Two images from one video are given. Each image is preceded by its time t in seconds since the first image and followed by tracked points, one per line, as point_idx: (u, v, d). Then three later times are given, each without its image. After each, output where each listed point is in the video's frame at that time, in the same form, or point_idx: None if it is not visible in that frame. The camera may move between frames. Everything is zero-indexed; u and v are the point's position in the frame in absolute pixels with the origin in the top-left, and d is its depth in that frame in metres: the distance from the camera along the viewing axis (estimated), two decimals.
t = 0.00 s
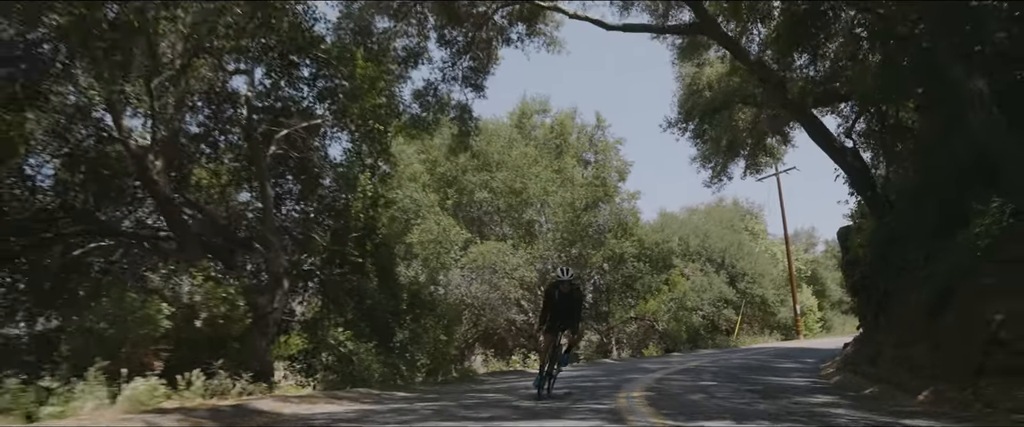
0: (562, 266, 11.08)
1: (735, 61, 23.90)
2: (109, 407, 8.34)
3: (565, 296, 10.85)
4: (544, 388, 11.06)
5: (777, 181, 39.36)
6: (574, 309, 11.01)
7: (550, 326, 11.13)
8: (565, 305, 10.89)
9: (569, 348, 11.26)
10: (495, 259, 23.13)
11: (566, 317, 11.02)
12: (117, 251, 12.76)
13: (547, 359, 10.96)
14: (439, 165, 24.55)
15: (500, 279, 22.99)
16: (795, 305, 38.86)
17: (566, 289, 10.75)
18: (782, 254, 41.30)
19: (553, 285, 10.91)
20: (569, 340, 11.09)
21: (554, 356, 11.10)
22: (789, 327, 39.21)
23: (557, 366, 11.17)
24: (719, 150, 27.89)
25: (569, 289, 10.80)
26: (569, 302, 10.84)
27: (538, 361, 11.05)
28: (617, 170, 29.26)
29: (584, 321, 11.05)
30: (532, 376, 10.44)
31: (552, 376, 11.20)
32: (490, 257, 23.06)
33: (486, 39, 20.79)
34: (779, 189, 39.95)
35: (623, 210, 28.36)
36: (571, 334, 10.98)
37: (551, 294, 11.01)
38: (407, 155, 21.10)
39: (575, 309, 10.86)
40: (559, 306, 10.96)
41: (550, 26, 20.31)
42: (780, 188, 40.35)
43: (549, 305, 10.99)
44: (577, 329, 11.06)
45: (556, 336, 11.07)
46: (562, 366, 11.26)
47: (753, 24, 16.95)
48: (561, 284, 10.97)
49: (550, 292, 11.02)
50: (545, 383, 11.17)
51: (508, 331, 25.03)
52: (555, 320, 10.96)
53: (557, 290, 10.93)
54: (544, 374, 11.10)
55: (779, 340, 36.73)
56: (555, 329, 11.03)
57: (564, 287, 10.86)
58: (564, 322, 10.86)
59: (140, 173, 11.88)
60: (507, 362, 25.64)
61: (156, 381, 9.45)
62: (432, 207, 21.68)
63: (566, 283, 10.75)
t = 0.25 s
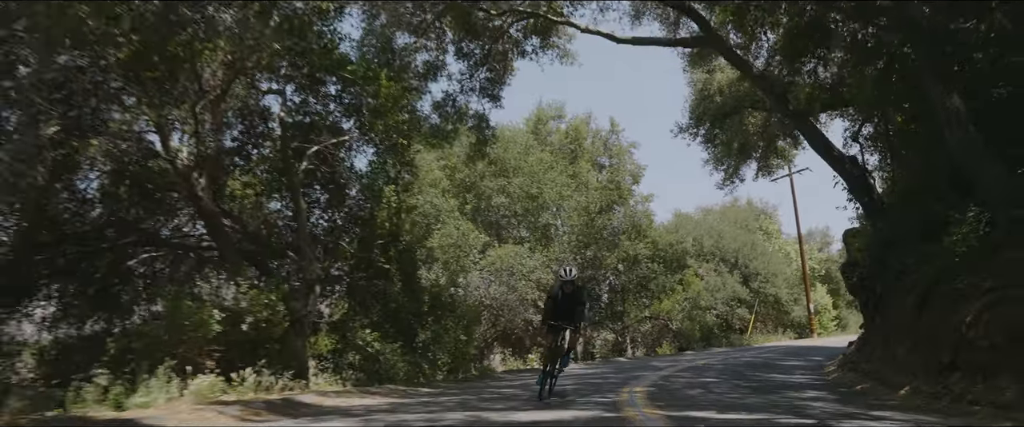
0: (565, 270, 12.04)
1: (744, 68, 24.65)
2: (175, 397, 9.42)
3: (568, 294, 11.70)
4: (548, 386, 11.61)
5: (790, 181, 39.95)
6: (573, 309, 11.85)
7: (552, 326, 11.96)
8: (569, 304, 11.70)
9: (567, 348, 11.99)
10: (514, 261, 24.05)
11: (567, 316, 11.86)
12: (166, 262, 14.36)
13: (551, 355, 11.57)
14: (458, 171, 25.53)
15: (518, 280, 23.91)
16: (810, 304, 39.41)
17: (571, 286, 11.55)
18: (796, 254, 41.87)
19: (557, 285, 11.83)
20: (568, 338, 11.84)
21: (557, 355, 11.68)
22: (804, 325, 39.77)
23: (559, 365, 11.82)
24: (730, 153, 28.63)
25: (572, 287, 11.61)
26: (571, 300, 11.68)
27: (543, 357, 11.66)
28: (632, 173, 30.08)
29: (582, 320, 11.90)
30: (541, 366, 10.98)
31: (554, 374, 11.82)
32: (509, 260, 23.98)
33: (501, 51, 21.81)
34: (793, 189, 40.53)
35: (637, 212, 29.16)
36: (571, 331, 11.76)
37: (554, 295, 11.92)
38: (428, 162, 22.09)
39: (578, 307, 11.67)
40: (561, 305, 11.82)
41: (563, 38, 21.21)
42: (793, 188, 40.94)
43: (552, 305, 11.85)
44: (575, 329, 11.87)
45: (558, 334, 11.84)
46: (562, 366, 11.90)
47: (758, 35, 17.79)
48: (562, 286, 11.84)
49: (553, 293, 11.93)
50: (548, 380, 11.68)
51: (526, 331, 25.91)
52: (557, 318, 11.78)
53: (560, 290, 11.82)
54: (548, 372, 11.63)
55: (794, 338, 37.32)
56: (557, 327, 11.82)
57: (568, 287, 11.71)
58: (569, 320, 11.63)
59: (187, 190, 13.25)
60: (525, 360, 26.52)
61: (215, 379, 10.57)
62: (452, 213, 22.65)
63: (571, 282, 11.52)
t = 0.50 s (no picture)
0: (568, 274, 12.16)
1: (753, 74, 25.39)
2: (231, 390, 10.35)
3: (570, 293, 11.79)
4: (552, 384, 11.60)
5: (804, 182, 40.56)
6: (575, 310, 11.85)
7: (553, 326, 11.90)
8: (573, 303, 11.76)
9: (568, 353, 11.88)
10: (531, 263, 24.94)
11: (569, 317, 11.81)
12: (206, 268, 15.38)
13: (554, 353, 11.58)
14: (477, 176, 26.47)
15: (535, 281, 24.81)
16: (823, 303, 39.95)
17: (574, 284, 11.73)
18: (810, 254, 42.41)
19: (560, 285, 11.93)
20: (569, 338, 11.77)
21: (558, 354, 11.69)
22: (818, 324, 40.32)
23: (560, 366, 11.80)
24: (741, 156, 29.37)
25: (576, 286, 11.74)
26: (576, 298, 11.72)
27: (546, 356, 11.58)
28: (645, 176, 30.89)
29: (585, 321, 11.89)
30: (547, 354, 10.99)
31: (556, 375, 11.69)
32: (526, 261, 24.88)
33: (518, 62, 22.79)
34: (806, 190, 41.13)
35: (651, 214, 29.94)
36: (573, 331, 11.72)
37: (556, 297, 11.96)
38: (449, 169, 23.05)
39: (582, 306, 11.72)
40: (564, 305, 11.81)
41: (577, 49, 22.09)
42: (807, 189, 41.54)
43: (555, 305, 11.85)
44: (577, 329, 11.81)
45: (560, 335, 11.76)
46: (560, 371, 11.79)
47: (766, 47, 18.49)
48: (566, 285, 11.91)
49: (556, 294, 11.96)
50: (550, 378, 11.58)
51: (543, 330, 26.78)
52: (560, 318, 11.73)
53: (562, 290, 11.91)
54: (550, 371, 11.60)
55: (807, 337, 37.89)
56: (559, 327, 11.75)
57: (571, 286, 11.79)
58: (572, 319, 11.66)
59: (227, 202, 14.37)
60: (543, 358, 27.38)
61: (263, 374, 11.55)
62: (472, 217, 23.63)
63: (575, 280, 11.71)
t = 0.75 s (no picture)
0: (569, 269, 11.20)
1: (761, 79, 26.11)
2: (274, 385, 11.24)
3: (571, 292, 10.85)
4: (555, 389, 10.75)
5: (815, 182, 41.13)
6: (574, 310, 10.92)
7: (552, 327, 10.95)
8: (573, 304, 10.85)
9: (570, 356, 11.06)
10: (545, 264, 25.80)
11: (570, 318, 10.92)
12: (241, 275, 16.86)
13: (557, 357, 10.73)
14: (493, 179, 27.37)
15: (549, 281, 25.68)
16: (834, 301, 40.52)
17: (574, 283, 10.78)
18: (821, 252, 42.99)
19: (559, 282, 10.98)
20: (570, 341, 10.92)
21: (560, 356, 10.88)
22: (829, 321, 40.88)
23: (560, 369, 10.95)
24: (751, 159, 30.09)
25: (576, 285, 10.80)
26: (576, 299, 10.77)
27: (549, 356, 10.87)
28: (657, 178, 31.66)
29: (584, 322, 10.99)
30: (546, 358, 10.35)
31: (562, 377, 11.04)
32: (540, 263, 25.74)
33: (531, 72, 23.68)
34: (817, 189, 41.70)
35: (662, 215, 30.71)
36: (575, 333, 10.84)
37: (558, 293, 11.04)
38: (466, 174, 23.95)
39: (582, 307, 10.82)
40: (564, 305, 10.91)
41: (589, 58, 22.92)
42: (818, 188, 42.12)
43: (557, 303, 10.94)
44: (578, 332, 10.93)
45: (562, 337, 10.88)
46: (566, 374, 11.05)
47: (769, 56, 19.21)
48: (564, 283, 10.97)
49: (558, 291, 11.02)
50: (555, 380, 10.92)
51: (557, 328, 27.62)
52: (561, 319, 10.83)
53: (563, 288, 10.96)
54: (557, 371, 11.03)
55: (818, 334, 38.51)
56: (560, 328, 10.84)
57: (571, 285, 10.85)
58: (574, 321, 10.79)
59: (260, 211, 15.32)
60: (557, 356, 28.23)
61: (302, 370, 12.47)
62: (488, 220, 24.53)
63: (576, 280, 10.76)
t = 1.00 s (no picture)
0: (565, 270, 11.71)
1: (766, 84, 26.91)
2: (308, 381, 12.22)
3: (571, 289, 11.35)
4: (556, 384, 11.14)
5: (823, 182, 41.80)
6: (573, 307, 11.36)
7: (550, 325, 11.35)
8: (572, 301, 11.31)
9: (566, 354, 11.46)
10: (555, 266, 26.68)
11: (571, 316, 11.32)
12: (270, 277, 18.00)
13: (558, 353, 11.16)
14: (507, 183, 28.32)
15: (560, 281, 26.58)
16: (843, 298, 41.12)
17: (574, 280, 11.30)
18: (831, 251, 43.60)
19: (556, 280, 11.43)
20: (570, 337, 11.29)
21: (559, 353, 11.30)
22: (838, 319, 41.57)
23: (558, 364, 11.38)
24: (758, 160, 30.84)
25: (575, 282, 11.30)
26: (577, 296, 11.24)
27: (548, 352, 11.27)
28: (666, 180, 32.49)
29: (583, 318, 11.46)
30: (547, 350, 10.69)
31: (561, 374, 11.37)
32: (552, 263, 26.63)
33: (542, 80, 24.55)
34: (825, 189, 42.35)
35: (671, 215, 31.54)
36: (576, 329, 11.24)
37: (553, 292, 11.50)
38: (481, 179, 24.84)
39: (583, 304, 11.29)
40: (563, 302, 11.33)
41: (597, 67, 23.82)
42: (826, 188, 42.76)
43: (552, 301, 11.38)
44: (579, 329, 11.33)
45: (560, 333, 11.28)
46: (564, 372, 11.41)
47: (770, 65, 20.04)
48: (562, 281, 11.42)
49: (553, 290, 11.49)
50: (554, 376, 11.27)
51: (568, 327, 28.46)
52: (561, 317, 11.26)
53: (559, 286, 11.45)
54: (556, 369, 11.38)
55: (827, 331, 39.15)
56: (558, 325, 11.26)
57: (569, 283, 11.34)
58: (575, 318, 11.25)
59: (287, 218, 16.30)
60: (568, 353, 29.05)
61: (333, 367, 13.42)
62: (501, 223, 25.51)
63: (575, 277, 11.28)
